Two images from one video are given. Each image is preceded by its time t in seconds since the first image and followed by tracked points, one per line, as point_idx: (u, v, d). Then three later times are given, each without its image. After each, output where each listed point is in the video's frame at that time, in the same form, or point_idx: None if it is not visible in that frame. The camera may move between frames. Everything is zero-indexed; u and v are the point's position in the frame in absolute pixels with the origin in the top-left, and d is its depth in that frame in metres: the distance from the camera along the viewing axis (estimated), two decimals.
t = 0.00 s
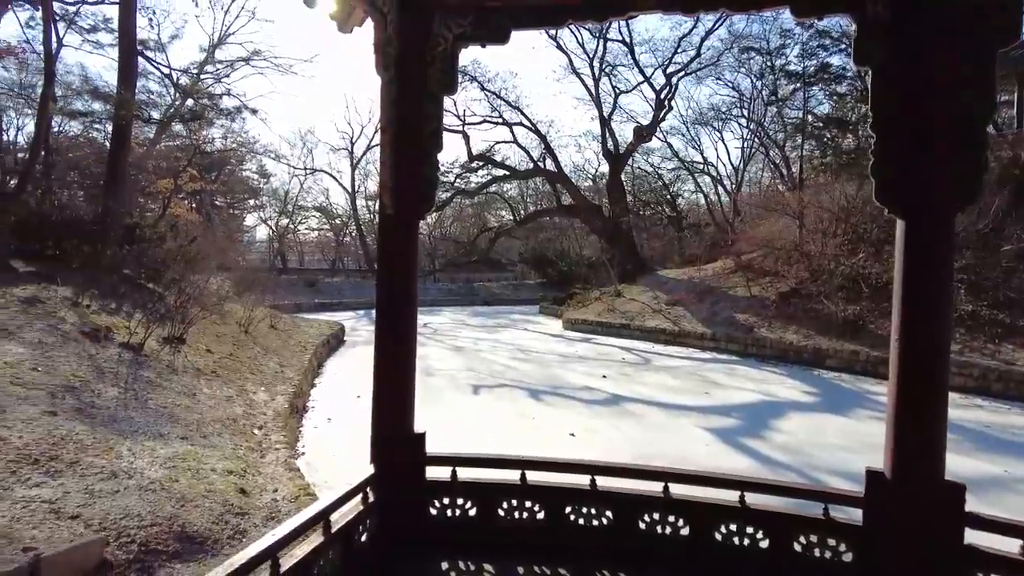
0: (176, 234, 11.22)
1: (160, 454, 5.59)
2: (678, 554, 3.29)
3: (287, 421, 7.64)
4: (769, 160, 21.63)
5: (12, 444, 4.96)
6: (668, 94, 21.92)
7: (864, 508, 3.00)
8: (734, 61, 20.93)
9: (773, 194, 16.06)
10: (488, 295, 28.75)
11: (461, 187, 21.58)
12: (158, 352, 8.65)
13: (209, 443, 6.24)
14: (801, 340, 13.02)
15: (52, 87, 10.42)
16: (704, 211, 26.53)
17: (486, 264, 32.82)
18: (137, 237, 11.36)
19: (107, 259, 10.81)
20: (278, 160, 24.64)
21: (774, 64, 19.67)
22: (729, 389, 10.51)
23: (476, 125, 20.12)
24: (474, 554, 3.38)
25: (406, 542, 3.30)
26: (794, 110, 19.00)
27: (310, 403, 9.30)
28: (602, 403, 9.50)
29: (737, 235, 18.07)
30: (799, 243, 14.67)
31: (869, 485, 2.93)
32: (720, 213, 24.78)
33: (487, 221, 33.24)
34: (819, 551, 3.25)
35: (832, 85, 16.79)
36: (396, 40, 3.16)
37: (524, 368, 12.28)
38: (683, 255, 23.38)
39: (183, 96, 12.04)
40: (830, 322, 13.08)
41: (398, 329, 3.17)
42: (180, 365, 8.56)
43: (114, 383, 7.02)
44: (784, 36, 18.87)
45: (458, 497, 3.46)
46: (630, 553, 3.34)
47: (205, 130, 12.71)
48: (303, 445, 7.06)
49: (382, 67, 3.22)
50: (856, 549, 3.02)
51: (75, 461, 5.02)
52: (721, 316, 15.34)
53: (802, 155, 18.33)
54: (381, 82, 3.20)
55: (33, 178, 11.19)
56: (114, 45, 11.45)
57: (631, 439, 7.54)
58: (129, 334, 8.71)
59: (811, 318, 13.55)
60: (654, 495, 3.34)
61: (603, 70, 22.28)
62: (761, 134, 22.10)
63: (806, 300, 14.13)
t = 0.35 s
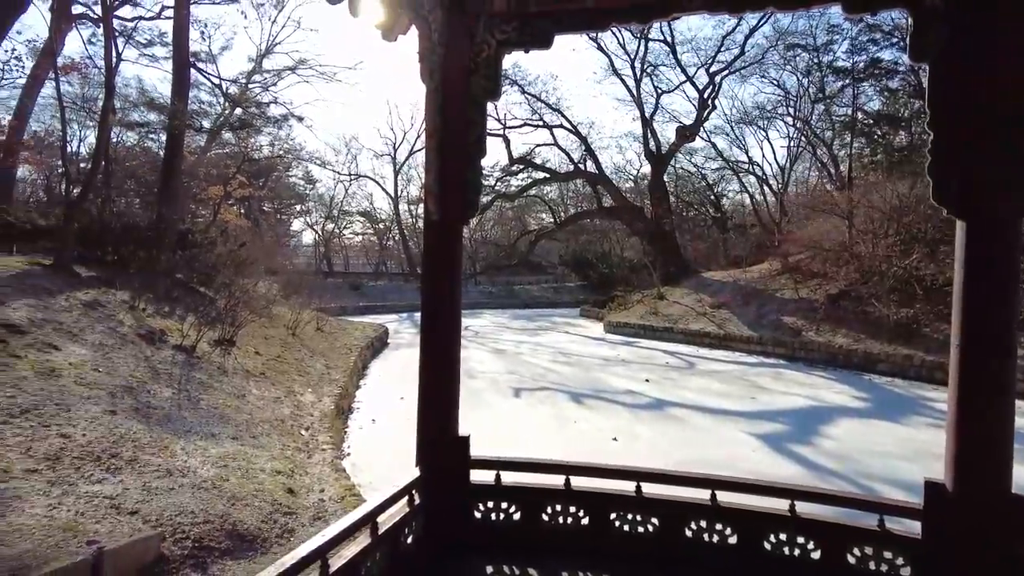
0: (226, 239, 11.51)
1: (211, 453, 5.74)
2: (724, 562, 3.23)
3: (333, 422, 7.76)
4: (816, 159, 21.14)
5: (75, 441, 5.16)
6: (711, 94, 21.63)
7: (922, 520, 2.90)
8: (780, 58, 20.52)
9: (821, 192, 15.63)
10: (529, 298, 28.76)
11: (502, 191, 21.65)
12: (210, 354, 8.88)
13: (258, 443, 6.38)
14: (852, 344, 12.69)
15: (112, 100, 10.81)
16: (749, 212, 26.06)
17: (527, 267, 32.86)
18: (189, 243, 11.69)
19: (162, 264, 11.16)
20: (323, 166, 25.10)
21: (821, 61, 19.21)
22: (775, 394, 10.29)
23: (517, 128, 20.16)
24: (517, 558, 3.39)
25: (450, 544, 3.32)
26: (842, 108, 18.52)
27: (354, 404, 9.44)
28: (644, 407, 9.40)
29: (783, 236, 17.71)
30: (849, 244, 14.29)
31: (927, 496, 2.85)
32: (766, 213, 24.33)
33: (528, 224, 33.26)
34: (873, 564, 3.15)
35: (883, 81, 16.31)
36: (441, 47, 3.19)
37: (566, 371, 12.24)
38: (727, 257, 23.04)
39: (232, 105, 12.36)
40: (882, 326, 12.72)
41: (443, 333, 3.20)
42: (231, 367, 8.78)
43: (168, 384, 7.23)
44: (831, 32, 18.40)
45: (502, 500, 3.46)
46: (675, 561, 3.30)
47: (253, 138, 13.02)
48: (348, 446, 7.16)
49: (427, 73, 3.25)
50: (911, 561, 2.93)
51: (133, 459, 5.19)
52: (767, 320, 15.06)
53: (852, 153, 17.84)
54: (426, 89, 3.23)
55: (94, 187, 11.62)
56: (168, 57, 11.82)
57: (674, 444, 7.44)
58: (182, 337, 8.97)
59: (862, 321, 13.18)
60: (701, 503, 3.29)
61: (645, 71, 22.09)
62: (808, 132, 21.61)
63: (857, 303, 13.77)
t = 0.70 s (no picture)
0: (270, 245, 11.75)
1: (256, 455, 5.86)
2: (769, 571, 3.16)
3: (373, 424, 7.85)
4: (861, 157, 20.65)
5: (128, 441, 5.31)
6: (750, 93, 21.32)
7: (979, 532, 2.79)
8: (822, 56, 20.11)
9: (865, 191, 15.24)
10: (566, 301, 28.70)
11: (539, 195, 21.65)
12: (254, 357, 9.07)
13: (300, 445, 6.48)
14: (900, 348, 12.34)
15: (161, 111, 11.15)
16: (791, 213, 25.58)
17: (565, 271, 32.79)
18: (234, 249, 11.96)
19: (209, 270, 11.45)
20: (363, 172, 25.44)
21: (866, 57, 18.76)
22: (820, 399, 10.05)
23: (553, 132, 20.14)
24: (558, 564, 3.37)
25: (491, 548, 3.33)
26: (888, 105, 18.05)
27: (394, 407, 9.53)
28: (684, 412, 9.28)
29: (827, 237, 17.33)
30: (896, 245, 13.91)
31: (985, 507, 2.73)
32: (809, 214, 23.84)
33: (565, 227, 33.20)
34: None
35: (932, 76, 15.84)
36: (479, 54, 3.21)
37: (604, 375, 12.17)
38: (768, 259, 22.64)
39: (274, 113, 12.62)
40: (933, 329, 12.35)
41: (483, 338, 3.21)
42: (274, 370, 8.95)
43: (215, 387, 7.42)
44: (876, 27, 17.97)
45: (543, 505, 3.46)
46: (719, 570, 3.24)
47: (295, 146, 13.27)
48: (388, 449, 7.24)
49: (466, 81, 3.27)
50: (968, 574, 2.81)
51: (182, 460, 5.32)
52: (811, 323, 14.75)
53: (898, 151, 17.38)
54: (465, 96, 3.25)
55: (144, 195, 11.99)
56: (214, 68, 12.14)
57: (715, 450, 7.33)
58: (227, 340, 9.18)
59: (911, 325, 12.81)
60: (746, 511, 3.23)
61: (682, 71, 21.87)
62: (852, 130, 21.12)
63: (905, 305, 13.39)
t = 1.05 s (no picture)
0: (309, 250, 11.94)
1: (296, 456, 5.94)
2: None
3: (410, 426, 7.91)
4: (905, 156, 20.13)
5: (173, 441, 5.45)
6: (789, 92, 20.99)
7: None
8: (864, 52, 19.67)
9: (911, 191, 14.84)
10: (601, 304, 28.54)
11: (574, 198, 21.60)
12: (293, 360, 9.23)
13: (339, 447, 6.56)
14: (948, 352, 11.98)
15: (204, 119, 11.42)
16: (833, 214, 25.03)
17: (600, 274, 32.61)
18: (274, 253, 12.19)
19: (249, 274, 11.69)
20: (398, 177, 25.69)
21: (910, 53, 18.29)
22: (864, 405, 9.81)
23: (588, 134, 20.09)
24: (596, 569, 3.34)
25: (529, 552, 3.32)
26: (934, 101, 17.56)
27: (430, 409, 9.59)
28: (723, 417, 9.15)
29: (870, 238, 16.92)
30: (944, 245, 13.50)
31: None
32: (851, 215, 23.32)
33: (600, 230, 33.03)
34: None
35: (982, 71, 15.35)
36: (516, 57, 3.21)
37: (641, 379, 12.06)
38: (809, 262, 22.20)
39: (313, 121, 12.81)
40: (983, 332, 11.96)
41: (522, 341, 3.21)
42: (313, 372, 9.10)
43: (256, 389, 7.56)
44: (921, 21, 17.51)
45: (581, 511, 3.44)
46: None
47: (333, 152, 13.47)
48: (425, 451, 7.29)
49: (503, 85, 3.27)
50: None
51: (225, 460, 5.43)
52: (854, 327, 14.42)
53: (945, 149, 16.89)
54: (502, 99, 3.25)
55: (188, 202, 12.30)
56: (254, 77, 12.40)
57: (755, 456, 7.21)
58: (268, 343, 9.35)
59: (959, 328, 12.43)
60: (791, 518, 3.15)
61: (719, 71, 21.62)
62: (896, 128, 20.60)
63: (954, 308, 13.01)
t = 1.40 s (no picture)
0: (347, 253, 12.11)
1: (335, 457, 6.03)
2: None
3: (446, 429, 7.95)
4: (953, 154, 19.55)
5: (217, 441, 5.57)
6: (829, 91, 20.60)
7: None
8: (909, 48, 19.16)
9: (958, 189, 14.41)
10: (637, 307, 28.33)
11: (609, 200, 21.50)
12: (332, 362, 9.36)
13: (376, 448, 6.63)
14: (1000, 357, 11.59)
15: (245, 127, 11.68)
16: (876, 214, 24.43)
17: (636, 277, 32.36)
18: (314, 257, 12.39)
19: (289, 278, 11.91)
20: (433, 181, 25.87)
21: (958, 48, 17.78)
22: (911, 412, 9.54)
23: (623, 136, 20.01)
24: None
25: (568, 557, 3.30)
26: (984, 96, 17.01)
27: (466, 412, 9.64)
28: (763, 423, 9.00)
29: (916, 239, 16.48)
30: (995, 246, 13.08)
31: None
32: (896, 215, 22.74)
33: (635, 232, 32.79)
34: None
35: None
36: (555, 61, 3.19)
37: (678, 384, 11.92)
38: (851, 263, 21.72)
39: (350, 127, 13.00)
40: None
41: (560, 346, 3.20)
42: (352, 375, 9.21)
43: (297, 390, 7.70)
44: (969, 14, 17.00)
45: (621, 516, 3.40)
46: None
47: (370, 158, 13.65)
48: (461, 453, 7.33)
49: (541, 89, 3.26)
50: None
51: (267, 461, 5.53)
52: (899, 330, 14.06)
53: (996, 146, 16.36)
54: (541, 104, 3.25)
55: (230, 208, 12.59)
56: (294, 85, 12.64)
57: (797, 463, 7.07)
58: (307, 346, 9.52)
59: (1012, 333, 12.03)
60: (837, 528, 3.06)
61: (757, 70, 21.31)
62: (943, 125, 20.02)
63: (1006, 311, 12.59)
